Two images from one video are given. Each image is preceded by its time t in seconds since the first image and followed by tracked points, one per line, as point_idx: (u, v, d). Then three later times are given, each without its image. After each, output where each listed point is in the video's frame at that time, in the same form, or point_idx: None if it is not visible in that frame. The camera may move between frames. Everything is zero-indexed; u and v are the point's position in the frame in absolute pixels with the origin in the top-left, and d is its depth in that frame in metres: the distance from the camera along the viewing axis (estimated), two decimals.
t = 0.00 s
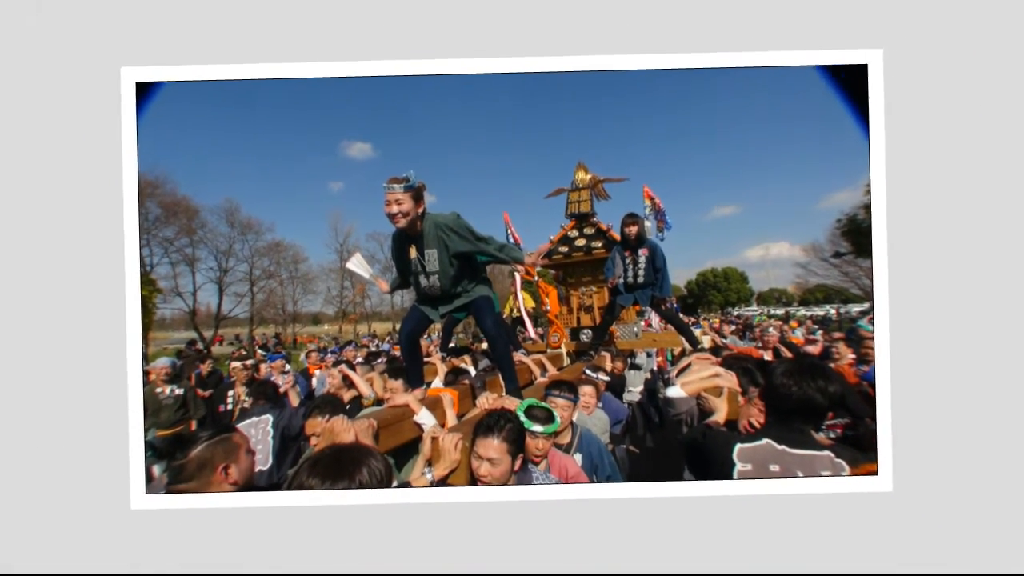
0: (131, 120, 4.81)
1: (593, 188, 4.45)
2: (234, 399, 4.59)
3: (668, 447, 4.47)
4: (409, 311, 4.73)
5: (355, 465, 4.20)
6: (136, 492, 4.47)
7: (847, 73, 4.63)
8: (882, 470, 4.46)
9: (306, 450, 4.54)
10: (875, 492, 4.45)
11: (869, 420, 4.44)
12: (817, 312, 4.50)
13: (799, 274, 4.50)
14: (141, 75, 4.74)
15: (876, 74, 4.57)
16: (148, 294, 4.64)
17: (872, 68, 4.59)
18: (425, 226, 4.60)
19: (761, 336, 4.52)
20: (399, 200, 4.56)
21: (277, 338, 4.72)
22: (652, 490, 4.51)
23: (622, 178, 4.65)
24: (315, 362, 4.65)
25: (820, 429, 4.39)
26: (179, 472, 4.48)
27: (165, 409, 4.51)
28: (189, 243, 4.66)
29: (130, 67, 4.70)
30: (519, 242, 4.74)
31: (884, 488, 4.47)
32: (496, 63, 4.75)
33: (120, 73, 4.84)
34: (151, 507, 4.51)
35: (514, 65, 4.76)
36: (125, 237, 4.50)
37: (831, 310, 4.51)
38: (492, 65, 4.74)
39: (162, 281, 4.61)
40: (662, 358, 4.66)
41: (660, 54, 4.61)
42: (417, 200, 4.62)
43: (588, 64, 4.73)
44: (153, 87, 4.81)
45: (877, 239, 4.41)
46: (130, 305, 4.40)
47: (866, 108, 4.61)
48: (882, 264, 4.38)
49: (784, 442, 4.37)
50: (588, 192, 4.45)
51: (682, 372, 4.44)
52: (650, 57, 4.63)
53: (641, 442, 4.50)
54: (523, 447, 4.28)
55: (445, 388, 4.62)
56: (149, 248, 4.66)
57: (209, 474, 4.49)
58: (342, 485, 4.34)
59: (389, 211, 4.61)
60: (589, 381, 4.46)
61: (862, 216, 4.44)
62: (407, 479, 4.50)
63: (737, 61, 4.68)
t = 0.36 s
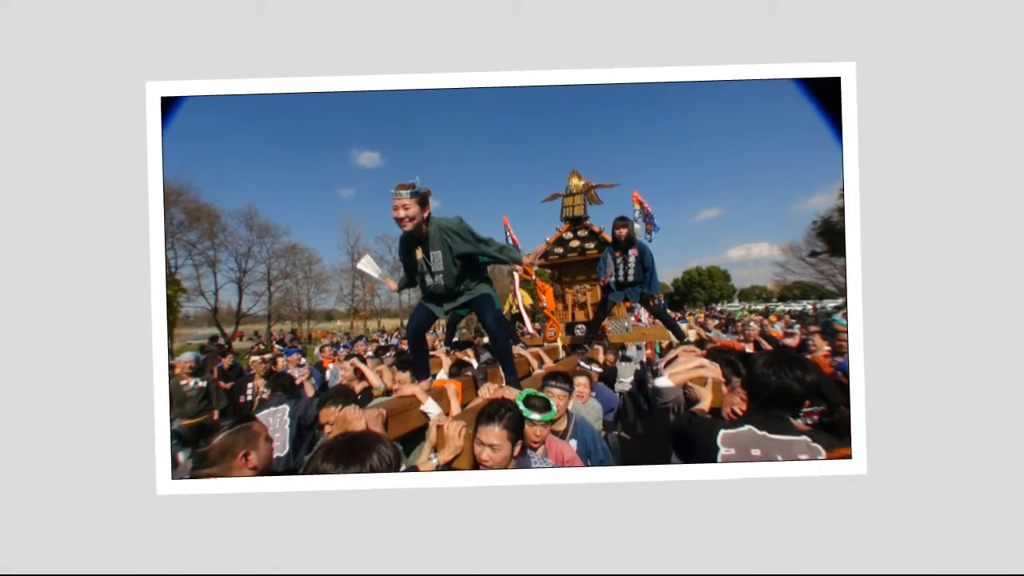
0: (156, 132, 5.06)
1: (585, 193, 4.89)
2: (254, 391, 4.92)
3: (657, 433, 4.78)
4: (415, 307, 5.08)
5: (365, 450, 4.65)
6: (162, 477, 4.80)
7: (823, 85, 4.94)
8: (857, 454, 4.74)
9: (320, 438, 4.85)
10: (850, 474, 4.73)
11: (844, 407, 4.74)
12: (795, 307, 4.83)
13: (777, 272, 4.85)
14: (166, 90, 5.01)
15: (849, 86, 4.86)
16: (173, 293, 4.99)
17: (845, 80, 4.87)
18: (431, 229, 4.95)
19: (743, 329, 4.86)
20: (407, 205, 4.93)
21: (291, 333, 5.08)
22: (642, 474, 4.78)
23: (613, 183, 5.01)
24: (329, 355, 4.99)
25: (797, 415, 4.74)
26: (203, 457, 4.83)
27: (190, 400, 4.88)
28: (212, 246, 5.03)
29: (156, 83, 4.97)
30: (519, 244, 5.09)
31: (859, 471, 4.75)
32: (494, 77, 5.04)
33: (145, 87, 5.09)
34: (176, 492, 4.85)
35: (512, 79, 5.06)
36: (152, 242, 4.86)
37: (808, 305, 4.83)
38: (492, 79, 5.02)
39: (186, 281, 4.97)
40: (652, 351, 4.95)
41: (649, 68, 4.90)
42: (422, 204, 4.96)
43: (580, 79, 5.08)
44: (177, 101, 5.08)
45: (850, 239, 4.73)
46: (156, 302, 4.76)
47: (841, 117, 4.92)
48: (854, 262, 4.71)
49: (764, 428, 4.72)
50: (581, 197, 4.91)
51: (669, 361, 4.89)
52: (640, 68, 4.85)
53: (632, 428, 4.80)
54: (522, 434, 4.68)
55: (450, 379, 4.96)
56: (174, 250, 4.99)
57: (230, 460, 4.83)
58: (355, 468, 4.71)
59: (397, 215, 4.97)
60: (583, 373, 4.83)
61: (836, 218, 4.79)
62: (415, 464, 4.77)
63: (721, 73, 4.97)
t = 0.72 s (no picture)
0: (181, 144, 5.35)
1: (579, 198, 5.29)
2: (273, 383, 5.33)
3: (646, 420, 5.18)
4: (422, 305, 5.48)
5: (376, 437, 5.12)
6: (188, 463, 5.15)
7: (799, 98, 5.28)
8: (831, 439, 5.10)
9: (335, 426, 5.22)
10: (825, 458, 5.08)
11: (818, 395, 5.13)
12: (773, 303, 5.23)
13: (757, 271, 5.26)
14: (190, 104, 5.32)
15: (822, 98, 5.17)
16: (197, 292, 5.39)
17: (819, 93, 5.19)
18: (436, 232, 5.37)
19: (725, 324, 5.26)
20: (415, 210, 5.34)
21: (307, 329, 5.46)
22: (633, 458, 5.14)
23: (605, 190, 5.36)
24: (342, 349, 5.40)
25: (775, 403, 5.13)
26: (226, 445, 5.20)
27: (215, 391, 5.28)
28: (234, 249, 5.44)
29: (181, 98, 5.27)
30: (518, 246, 5.50)
31: (833, 455, 5.10)
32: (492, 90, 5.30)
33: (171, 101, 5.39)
34: (201, 477, 5.19)
35: (509, 92, 5.32)
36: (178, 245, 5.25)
37: (785, 301, 5.23)
38: (494, 92, 5.27)
39: (211, 282, 5.38)
40: (641, 345, 5.34)
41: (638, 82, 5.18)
42: (428, 210, 5.37)
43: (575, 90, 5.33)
44: (201, 114, 5.41)
45: (823, 241, 5.12)
46: (184, 301, 5.18)
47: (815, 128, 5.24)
48: (825, 261, 5.13)
49: (744, 415, 5.12)
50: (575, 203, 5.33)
51: (657, 353, 5.31)
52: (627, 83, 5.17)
53: (623, 416, 5.19)
54: (521, 422, 5.09)
55: (454, 371, 5.35)
56: (199, 253, 5.39)
57: (251, 447, 5.19)
58: (367, 453, 5.10)
59: (405, 219, 5.39)
60: (577, 365, 5.29)
61: (810, 221, 5.20)
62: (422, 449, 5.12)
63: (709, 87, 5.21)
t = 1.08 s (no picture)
0: (188, 147, 5.47)
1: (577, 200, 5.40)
2: (278, 380, 5.46)
3: (643, 416, 5.29)
4: (423, 304, 5.61)
5: (378, 432, 5.15)
6: (195, 459, 5.25)
7: (792, 102, 5.39)
8: (824, 435, 5.19)
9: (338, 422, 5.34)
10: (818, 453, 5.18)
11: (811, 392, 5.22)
12: (767, 302, 5.36)
13: (750, 271, 5.40)
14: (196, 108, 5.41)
15: (814, 101, 5.27)
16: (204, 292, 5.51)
17: (812, 96, 5.28)
18: (438, 232, 5.49)
19: (719, 323, 5.41)
20: (417, 212, 5.45)
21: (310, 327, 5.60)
22: (631, 454, 5.21)
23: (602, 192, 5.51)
24: (346, 348, 5.53)
25: (768, 400, 5.24)
26: (232, 441, 5.31)
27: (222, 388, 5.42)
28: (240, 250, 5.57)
29: (187, 102, 5.36)
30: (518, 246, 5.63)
31: (826, 451, 5.19)
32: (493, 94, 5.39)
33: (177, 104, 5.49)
34: (208, 473, 5.29)
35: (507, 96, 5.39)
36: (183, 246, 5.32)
37: (778, 300, 5.35)
38: (493, 96, 5.35)
39: (217, 282, 5.50)
40: (637, 342, 5.49)
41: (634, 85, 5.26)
42: (428, 210, 5.49)
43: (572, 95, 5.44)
44: (207, 118, 5.52)
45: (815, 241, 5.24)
46: (190, 301, 5.29)
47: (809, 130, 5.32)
48: (817, 261, 5.22)
49: (739, 412, 5.21)
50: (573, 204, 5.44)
51: (654, 351, 5.43)
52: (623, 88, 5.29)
53: (620, 412, 5.31)
54: (521, 418, 5.17)
55: (455, 368, 5.50)
56: (206, 253, 5.51)
57: (257, 442, 5.31)
58: (369, 449, 5.14)
59: (407, 220, 5.52)
60: (576, 361, 5.42)
61: (803, 221, 5.31)
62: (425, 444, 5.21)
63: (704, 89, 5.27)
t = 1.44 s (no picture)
0: (189, 148, 5.47)
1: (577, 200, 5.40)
2: (278, 380, 5.47)
3: (642, 416, 5.29)
4: (423, 304, 5.61)
5: (379, 433, 5.15)
6: (196, 459, 5.25)
7: (792, 102, 5.38)
8: (824, 435, 5.17)
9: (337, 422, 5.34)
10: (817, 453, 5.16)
11: (812, 392, 5.20)
12: (767, 302, 5.36)
13: (750, 271, 5.41)
14: (198, 109, 5.42)
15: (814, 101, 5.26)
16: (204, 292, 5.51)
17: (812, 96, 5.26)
18: (438, 232, 5.49)
19: (720, 323, 5.41)
20: (416, 212, 5.45)
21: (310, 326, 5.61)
22: (631, 454, 5.19)
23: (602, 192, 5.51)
24: (346, 348, 5.54)
25: (768, 400, 5.24)
26: (233, 441, 5.30)
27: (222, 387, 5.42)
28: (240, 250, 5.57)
29: (189, 103, 5.38)
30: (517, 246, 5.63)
31: (826, 450, 5.17)
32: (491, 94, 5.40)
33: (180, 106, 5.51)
34: (208, 473, 5.27)
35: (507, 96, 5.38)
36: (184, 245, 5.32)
37: (778, 300, 5.35)
38: (493, 95, 5.35)
39: (217, 281, 5.51)
40: (637, 342, 5.49)
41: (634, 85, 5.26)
42: (428, 210, 5.48)
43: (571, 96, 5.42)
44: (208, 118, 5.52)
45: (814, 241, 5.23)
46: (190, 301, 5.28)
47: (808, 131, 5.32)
48: (816, 261, 5.20)
49: (739, 412, 5.21)
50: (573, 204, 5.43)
51: (654, 351, 5.43)
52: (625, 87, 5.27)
53: (620, 412, 5.32)
54: (521, 419, 5.16)
55: (455, 368, 5.50)
56: (207, 252, 5.52)
57: (257, 442, 5.30)
58: (370, 450, 5.13)
59: (407, 220, 5.52)
60: (576, 361, 5.42)
61: (803, 221, 5.29)
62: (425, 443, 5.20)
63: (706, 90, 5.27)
